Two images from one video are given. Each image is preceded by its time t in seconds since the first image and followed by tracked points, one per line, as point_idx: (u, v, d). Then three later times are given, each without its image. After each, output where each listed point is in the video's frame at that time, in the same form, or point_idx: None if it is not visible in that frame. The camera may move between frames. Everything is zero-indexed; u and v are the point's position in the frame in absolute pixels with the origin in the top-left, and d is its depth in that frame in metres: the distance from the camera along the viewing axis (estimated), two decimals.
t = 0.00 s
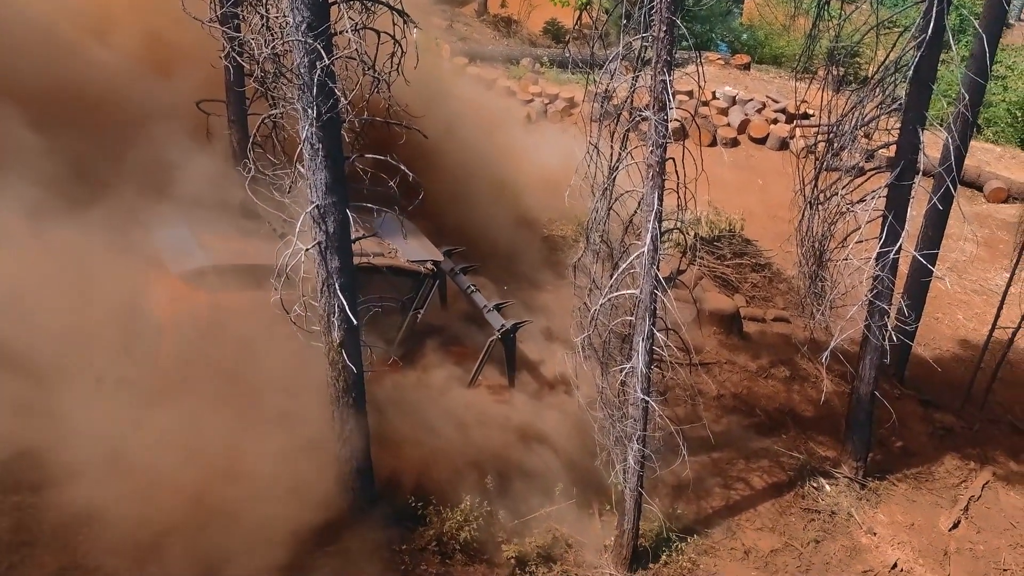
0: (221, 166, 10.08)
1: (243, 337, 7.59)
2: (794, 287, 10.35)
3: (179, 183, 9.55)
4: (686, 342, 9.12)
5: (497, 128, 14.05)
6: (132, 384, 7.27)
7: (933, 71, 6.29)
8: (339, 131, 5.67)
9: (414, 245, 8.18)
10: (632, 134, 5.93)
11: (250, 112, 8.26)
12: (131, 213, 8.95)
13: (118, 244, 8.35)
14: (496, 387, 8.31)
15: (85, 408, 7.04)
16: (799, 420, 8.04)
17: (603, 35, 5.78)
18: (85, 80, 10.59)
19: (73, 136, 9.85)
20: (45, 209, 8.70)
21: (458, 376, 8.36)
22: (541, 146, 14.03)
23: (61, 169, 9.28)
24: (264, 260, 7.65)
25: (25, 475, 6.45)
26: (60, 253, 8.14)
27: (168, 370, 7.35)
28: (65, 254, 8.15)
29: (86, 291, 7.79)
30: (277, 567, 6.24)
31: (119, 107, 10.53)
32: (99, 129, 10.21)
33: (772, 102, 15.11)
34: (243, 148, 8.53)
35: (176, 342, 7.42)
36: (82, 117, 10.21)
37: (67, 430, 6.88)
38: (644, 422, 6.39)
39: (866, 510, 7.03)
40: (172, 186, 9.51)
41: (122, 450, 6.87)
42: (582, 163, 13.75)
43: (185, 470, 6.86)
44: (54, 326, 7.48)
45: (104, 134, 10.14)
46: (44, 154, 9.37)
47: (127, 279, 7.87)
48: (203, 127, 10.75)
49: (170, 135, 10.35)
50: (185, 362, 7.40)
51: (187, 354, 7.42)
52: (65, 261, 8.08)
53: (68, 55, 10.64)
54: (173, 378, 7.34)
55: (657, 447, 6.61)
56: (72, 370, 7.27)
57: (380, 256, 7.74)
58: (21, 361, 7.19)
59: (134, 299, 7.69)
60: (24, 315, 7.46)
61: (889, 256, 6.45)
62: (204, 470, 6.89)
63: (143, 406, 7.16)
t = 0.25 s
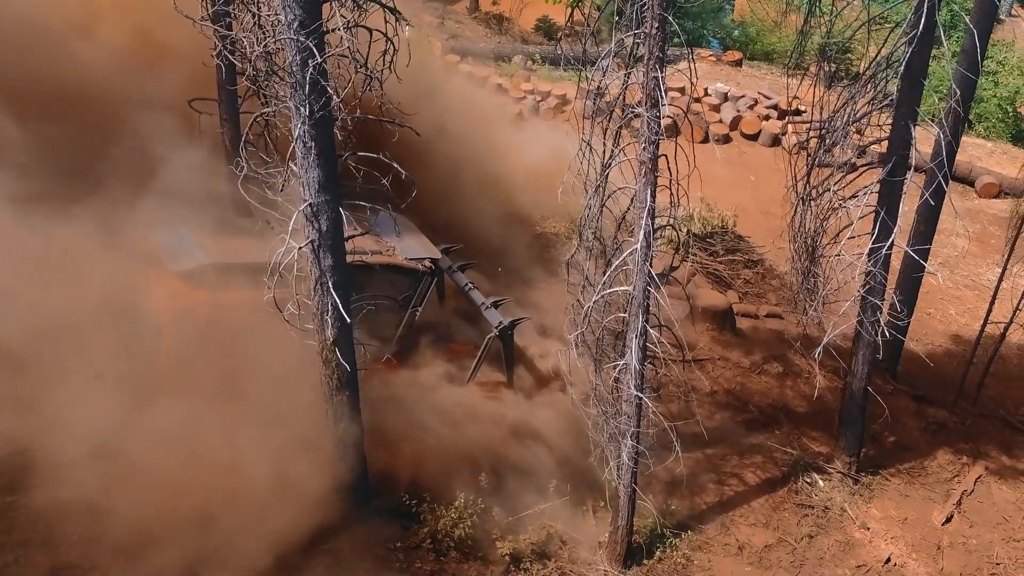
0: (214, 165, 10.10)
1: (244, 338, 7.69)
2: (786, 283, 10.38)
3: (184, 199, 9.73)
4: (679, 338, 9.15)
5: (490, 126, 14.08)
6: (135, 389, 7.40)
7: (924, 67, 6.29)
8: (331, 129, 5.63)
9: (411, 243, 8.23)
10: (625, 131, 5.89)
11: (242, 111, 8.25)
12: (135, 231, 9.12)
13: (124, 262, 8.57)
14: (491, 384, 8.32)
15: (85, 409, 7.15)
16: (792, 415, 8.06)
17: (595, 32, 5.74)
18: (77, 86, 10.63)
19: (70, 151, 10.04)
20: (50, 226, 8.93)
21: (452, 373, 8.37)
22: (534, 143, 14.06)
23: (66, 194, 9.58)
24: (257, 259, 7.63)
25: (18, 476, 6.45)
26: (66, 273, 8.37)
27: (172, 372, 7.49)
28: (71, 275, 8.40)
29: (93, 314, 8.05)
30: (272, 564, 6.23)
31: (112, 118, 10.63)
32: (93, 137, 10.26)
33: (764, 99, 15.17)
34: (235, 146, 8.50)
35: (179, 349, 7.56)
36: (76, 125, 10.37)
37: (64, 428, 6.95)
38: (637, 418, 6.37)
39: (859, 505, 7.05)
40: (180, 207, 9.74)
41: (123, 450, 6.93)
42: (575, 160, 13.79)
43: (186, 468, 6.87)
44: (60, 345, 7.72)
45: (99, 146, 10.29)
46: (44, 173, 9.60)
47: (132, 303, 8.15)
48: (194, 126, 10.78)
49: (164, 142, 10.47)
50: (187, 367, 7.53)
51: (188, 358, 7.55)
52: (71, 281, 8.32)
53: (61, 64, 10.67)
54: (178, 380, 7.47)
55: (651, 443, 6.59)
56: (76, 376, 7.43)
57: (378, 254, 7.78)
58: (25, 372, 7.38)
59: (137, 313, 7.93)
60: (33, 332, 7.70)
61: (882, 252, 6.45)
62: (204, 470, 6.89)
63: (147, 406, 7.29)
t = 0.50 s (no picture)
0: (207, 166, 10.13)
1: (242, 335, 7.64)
2: (779, 279, 10.41)
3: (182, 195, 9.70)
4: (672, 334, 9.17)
5: (482, 124, 14.12)
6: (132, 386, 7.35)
7: (915, 63, 6.30)
8: (323, 127, 5.57)
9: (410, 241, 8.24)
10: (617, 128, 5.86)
11: (234, 110, 8.23)
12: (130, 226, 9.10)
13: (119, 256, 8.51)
14: (485, 382, 8.33)
15: (80, 409, 7.11)
16: (785, 411, 8.08)
17: (587, 29, 5.70)
18: (70, 90, 10.70)
19: (65, 155, 10.09)
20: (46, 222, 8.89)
21: (445, 371, 8.37)
22: (527, 141, 14.10)
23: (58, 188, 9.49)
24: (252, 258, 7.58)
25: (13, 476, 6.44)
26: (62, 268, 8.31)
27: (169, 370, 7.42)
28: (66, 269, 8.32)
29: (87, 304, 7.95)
30: (267, 562, 6.23)
31: (105, 120, 10.65)
32: (86, 140, 10.31)
33: (755, 95, 15.22)
34: (228, 145, 8.47)
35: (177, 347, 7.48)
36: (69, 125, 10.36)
37: (58, 429, 6.90)
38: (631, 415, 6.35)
39: (853, 500, 7.07)
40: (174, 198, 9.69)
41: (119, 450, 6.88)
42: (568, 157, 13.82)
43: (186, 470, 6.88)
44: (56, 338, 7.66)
45: (92, 146, 10.29)
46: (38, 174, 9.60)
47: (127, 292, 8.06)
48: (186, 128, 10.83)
49: (158, 143, 10.49)
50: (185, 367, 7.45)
51: (186, 357, 7.47)
52: (70, 278, 8.22)
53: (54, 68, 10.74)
54: (176, 378, 7.40)
55: (645, 440, 6.57)
56: (71, 375, 7.36)
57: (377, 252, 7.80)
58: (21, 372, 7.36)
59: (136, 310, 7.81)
60: (24, 328, 7.63)
61: (875, 247, 6.45)
62: (203, 472, 6.90)
63: (143, 406, 7.23)
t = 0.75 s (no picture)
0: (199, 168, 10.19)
1: (241, 334, 7.57)
2: (771, 274, 10.44)
3: (180, 195, 9.66)
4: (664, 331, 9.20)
5: (474, 122, 14.14)
6: (134, 386, 7.33)
7: (906, 59, 6.31)
8: (316, 125, 5.52)
9: (407, 240, 8.26)
10: (609, 125, 5.83)
11: (225, 108, 8.24)
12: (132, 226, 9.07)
13: (119, 257, 8.50)
14: (479, 378, 8.34)
15: (79, 410, 7.13)
16: (778, 406, 8.11)
17: (579, 26, 5.67)
18: (61, 93, 10.71)
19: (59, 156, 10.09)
20: (42, 222, 8.85)
21: (441, 368, 8.39)
22: (519, 140, 14.11)
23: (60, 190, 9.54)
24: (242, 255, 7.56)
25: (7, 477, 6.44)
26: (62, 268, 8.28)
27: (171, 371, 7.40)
28: (68, 269, 8.29)
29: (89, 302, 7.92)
30: (262, 561, 6.23)
31: (96, 121, 10.67)
32: (78, 142, 10.32)
33: (747, 92, 15.25)
34: (220, 144, 8.48)
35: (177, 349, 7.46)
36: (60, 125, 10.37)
37: (57, 430, 6.90)
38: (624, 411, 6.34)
39: (846, 495, 7.09)
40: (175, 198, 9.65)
41: (117, 452, 6.89)
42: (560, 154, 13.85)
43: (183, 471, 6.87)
44: (58, 339, 7.63)
45: (83, 149, 10.30)
46: (31, 176, 9.62)
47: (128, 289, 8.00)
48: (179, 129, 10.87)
49: (151, 144, 10.52)
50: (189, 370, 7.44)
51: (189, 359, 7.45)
52: (72, 280, 8.19)
53: (44, 71, 10.78)
54: (178, 378, 7.38)
55: (639, 436, 6.57)
56: (70, 376, 7.36)
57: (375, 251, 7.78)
58: (19, 374, 7.35)
59: (137, 306, 7.75)
60: (25, 329, 7.63)
61: (866, 243, 6.47)
62: (200, 473, 6.88)
63: (144, 406, 7.22)
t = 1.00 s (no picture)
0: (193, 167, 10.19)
1: (242, 336, 7.36)
2: (764, 270, 10.47)
3: (183, 202, 9.65)
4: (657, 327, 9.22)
5: (467, 120, 14.15)
6: (134, 384, 7.35)
7: (897, 55, 6.33)
8: (309, 124, 5.50)
9: (405, 238, 8.21)
10: (601, 123, 5.82)
11: (217, 107, 8.23)
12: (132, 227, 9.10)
13: (121, 257, 8.53)
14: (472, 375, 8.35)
15: (80, 412, 7.16)
16: (772, 402, 8.12)
17: (571, 23, 5.67)
18: (52, 94, 10.70)
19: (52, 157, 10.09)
20: (45, 225, 8.90)
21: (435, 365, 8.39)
22: (511, 137, 14.12)
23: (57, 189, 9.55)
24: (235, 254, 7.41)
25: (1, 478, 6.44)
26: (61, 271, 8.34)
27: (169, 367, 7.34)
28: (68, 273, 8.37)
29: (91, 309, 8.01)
30: (256, 560, 6.23)
31: (88, 122, 10.65)
32: (70, 143, 10.31)
33: (738, 88, 15.27)
34: (212, 142, 8.46)
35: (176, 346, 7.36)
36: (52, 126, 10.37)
37: (56, 430, 6.95)
38: (618, 407, 6.35)
39: (839, 490, 7.12)
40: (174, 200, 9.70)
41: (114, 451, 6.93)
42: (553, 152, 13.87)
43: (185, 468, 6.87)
44: (60, 342, 7.73)
45: (76, 149, 10.29)
46: (27, 176, 9.63)
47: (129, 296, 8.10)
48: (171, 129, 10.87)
49: (144, 143, 10.50)
50: (186, 365, 7.35)
51: (186, 354, 7.35)
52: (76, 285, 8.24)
53: (35, 74, 10.79)
54: (176, 375, 7.34)
55: (633, 433, 6.56)
56: (73, 378, 7.42)
57: (375, 249, 7.68)
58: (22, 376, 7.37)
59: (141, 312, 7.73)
60: (25, 332, 7.71)
61: (858, 239, 6.48)
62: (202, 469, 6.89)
63: (143, 404, 7.22)
